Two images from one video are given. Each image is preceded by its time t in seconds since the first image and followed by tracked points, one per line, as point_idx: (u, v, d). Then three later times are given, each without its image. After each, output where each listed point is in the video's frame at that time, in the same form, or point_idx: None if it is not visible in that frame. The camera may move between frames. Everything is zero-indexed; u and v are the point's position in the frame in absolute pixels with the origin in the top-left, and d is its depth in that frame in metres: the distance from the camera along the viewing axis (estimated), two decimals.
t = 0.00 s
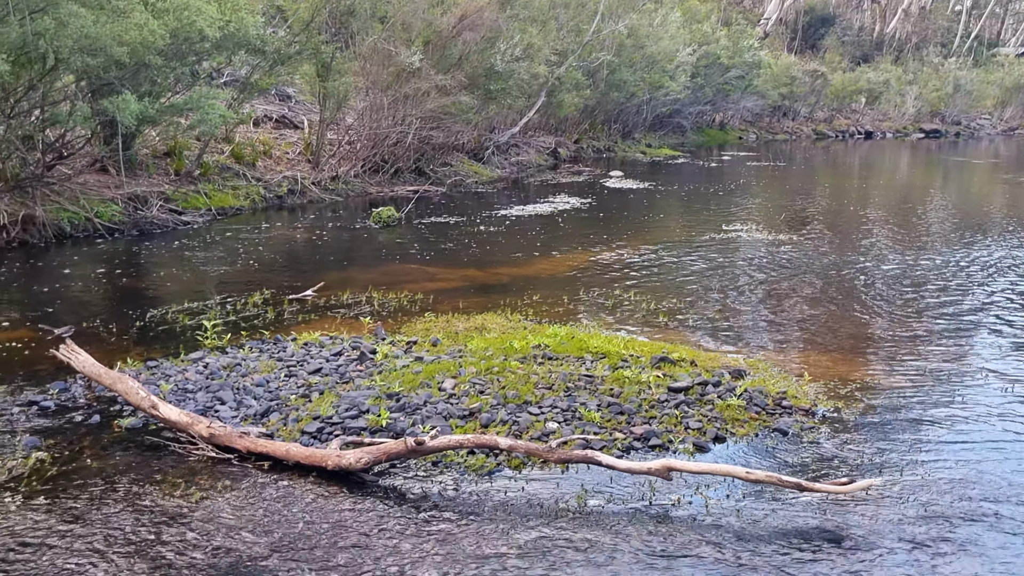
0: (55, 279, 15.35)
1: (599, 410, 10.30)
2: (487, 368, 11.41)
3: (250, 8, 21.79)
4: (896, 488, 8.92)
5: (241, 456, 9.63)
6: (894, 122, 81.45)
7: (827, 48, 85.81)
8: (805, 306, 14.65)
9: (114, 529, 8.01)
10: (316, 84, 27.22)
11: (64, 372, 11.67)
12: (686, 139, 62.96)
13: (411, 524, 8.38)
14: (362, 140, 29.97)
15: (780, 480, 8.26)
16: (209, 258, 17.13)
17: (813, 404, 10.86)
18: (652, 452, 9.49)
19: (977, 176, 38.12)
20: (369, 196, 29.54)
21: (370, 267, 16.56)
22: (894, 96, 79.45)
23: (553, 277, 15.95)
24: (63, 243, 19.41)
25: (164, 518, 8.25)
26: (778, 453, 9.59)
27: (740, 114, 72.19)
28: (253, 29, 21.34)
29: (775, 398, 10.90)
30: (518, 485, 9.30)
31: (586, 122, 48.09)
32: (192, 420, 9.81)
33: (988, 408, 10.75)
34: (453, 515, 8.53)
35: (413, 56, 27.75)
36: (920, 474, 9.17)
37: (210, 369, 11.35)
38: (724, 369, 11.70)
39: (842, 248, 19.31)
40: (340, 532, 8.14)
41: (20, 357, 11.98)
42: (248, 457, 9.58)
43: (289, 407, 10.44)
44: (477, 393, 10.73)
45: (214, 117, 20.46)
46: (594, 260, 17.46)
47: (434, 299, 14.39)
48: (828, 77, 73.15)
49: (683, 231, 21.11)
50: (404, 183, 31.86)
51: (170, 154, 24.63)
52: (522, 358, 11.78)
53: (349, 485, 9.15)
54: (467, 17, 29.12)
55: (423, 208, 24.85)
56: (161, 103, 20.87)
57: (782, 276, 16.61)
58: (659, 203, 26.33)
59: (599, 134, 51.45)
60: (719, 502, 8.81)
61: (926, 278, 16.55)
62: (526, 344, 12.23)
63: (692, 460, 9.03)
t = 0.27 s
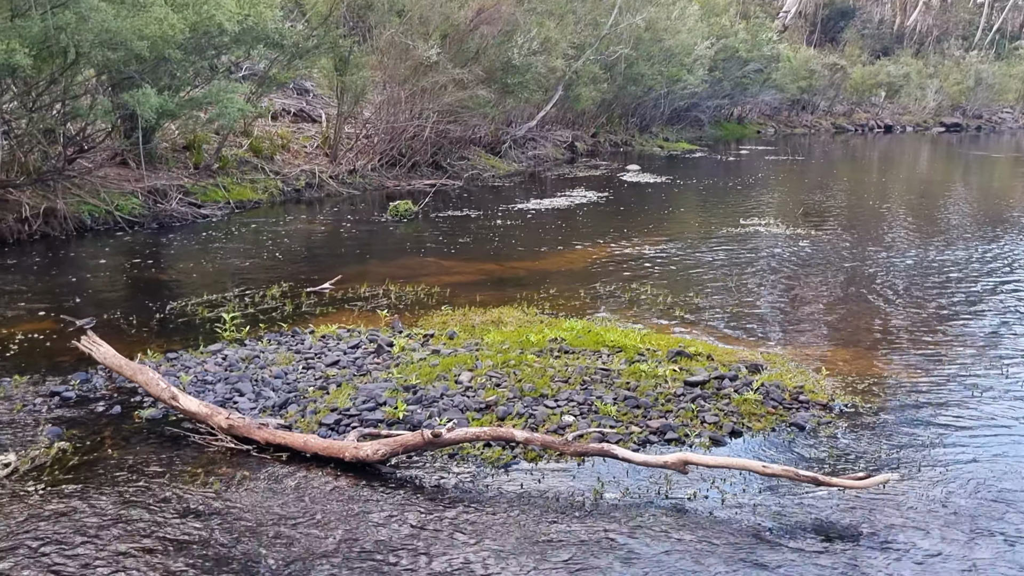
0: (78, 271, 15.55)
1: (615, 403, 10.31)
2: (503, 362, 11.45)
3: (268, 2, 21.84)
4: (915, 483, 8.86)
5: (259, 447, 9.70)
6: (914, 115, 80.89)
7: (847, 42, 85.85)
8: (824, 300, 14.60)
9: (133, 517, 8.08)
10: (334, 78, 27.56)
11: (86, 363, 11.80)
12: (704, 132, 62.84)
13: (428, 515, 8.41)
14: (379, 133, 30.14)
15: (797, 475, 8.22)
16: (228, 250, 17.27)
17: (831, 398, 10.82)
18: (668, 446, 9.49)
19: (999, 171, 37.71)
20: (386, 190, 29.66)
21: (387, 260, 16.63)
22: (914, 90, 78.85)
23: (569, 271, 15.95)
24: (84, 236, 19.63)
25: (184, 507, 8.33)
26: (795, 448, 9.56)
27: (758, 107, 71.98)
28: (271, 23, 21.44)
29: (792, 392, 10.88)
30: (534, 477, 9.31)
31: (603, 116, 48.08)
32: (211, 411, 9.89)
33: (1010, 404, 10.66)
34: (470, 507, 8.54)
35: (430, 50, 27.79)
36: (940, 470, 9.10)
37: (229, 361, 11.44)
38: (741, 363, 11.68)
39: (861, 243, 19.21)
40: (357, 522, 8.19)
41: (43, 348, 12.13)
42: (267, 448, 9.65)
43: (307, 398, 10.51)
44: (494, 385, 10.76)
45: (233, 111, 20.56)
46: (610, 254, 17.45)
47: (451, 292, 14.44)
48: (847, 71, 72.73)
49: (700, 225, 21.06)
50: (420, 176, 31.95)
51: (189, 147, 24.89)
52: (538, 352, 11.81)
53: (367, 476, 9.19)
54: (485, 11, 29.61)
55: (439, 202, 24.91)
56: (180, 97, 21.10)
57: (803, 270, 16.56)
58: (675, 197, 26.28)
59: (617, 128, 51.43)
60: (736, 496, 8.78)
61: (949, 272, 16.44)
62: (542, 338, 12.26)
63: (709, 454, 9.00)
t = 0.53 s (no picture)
0: (96, 260, 15.69)
1: (629, 394, 10.33)
2: (517, 352, 11.48)
3: None
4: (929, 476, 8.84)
5: (275, 435, 9.78)
6: (932, 107, 80.36)
7: (864, 31, 87.29)
8: (841, 292, 14.56)
9: (151, 504, 8.17)
10: (349, 69, 27.48)
11: (104, 352, 11.92)
12: (719, 124, 62.68)
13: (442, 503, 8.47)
14: (394, 124, 30.23)
15: (811, 466, 8.22)
16: (244, 240, 17.38)
17: (846, 391, 10.81)
18: (682, 437, 9.50)
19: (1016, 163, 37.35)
20: (400, 181, 29.71)
21: (401, 251, 16.68)
22: (932, 81, 78.27)
23: (583, 262, 15.95)
24: (100, 226, 19.78)
25: (201, 494, 8.41)
26: (810, 439, 9.56)
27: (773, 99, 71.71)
28: (286, 14, 21.49)
29: (806, 383, 10.87)
30: (547, 468, 9.35)
31: (618, 107, 48.00)
32: (227, 400, 9.98)
33: None
34: (484, 497, 8.58)
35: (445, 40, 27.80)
36: (955, 463, 9.08)
37: (245, 350, 11.53)
38: (755, 355, 11.68)
39: (877, 235, 19.12)
40: (372, 510, 8.25)
41: (62, 337, 12.26)
42: (283, 437, 9.73)
43: (322, 388, 10.58)
44: (508, 376, 10.81)
45: (249, 102, 20.64)
46: (623, 245, 17.43)
47: (465, 283, 14.48)
48: (863, 62, 72.27)
49: (715, 217, 21.00)
50: (434, 167, 31.99)
51: (205, 138, 25.03)
52: (552, 342, 11.85)
53: (382, 465, 9.26)
54: (500, 2, 29.53)
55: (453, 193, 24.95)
56: (197, 88, 21.20)
57: (821, 261, 16.52)
58: (690, 189, 26.22)
59: (631, 119, 51.33)
60: (749, 487, 8.79)
61: (968, 265, 16.34)
62: (556, 328, 12.29)
63: (722, 446, 9.01)
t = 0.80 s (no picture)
0: (113, 249, 15.80)
1: (642, 384, 10.36)
2: (531, 342, 11.52)
3: None
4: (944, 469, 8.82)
5: (291, 424, 9.85)
6: (948, 97, 79.87)
7: (880, 21, 87.77)
8: (858, 283, 14.51)
9: (168, 491, 8.25)
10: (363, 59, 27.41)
11: (121, 340, 12.02)
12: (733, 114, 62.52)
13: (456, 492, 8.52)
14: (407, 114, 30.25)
15: (825, 457, 8.23)
16: (258, 230, 17.46)
17: (860, 381, 10.81)
18: (696, 427, 9.53)
19: None
20: (413, 171, 29.74)
21: (413, 241, 16.73)
22: (949, 70, 77.73)
23: (596, 253, 15.95)
24: (115, 215, 19.91)
25: (218, 482, 8.49)
26: (823, 430, 9.57)
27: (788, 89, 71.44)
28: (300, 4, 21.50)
29: (821, 374, 10.88)
30: (561, 457, 9.40)
31: (632, 97, 47.92)
32: (243, 388, 10.06)
33: None
34: (497, 486, 8.63)
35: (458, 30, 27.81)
36: (970, 455, 9.06)
37: (260, 339, 11.61)
38: (769, 345, 11.68)
39: (893, 225, 19.03)
40: (387, 499, 8.30)
41: (79, 325, 12.37)
42: (298, 425, 9.80)
43: (337, 376, 10.65)
44: (521, 365, 10.85)
45: (263, 92, 20.70)
46: (636, 236, 17.41)
47: (479, 273, 14.52)
48: (879, 51, 71.80)
49: (729, 207, 20.94)
50: (448, 157, 32.01)
51: (219, 128, 25.16)
52: (566, 332, 11.88)
53: (396, 454, 9.32)
54: None
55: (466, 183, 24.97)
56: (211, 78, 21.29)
57: (839, 252, 16.49)
58: (703, 179, 26.14)
59: (645, 109, 51.25)
60: (763, 478, 8.81)
61: (988, 256, 16.26)
62: (570, 319, 12.33)
63: (736, 436, 9.03)
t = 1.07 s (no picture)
0: (126, 244, 15.90)
1: (654, 379, 10.39)
2: (542, 337, 11.56)
3: None
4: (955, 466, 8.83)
5: (303, 418, 9.92)
6: (960, 92, 79.60)
7: (892, 16, 87.55)
8: (870, 279, 14.50)
9: (181, 484, 8.32)
10: (373, 53, 27.43)
11: (134, 334, 12.11)
12: (744, 109, 62.37)
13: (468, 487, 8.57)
14: (417, 109, 30.30)
15: (837, 453, 8.25)
16: (270, 225, 17.53)
17: (872, 378, 10.82)
18: (707, 423, 9.55)
19: None
20: (423, 165, 29.78)
21: (424, 236, 16.77)
22: (962, 65, 77.39)
23: (606, 248, 15.97)
24: (127, 209, 20.02)
25: (232, 476, 8.56)
26: (835, 427, 9.58)
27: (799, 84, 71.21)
28: None
29: (832, 370, 10.89)
30: (573, 452, 9.44)
31: (643, 92, 47.85)
32: (256, 382, 10.13)
33: None
34: (509, 481, 8.68)
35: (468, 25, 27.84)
36: (982, 453, 9.06)
37: (272, 334, 11.68)
38: (781, 341, 11.70)
39: (906, 221, 18.98)
40: (399, 494, 8.36)
41: (92, 319, 12.46)
42: (310, 420, 9.87)
43: (349, 371, 10.72)
44: (533, 360, 10.89)
45: (274, 86, 20.77)
46: (646, 231, 17.41)
47: (489, 268, 14.56)
48: (891, 46, 71.49)
49: (739, 203, 20.92)
50: (458, 152, 32.03)
51: (230, 122, 25.28)
52: (577, 328, 11.92)
53: (409, 448, 9.38)
54: None
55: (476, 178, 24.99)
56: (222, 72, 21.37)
57: (851, 248, 16.46)
58: (714, 174, 26.10)
59: (655, 104, 51.17)
60: (774, 474, 8.84)
61: (1002, 252, 16.22)
62: (581, 314, 12.36)
63: (747, 432, 9.06)
